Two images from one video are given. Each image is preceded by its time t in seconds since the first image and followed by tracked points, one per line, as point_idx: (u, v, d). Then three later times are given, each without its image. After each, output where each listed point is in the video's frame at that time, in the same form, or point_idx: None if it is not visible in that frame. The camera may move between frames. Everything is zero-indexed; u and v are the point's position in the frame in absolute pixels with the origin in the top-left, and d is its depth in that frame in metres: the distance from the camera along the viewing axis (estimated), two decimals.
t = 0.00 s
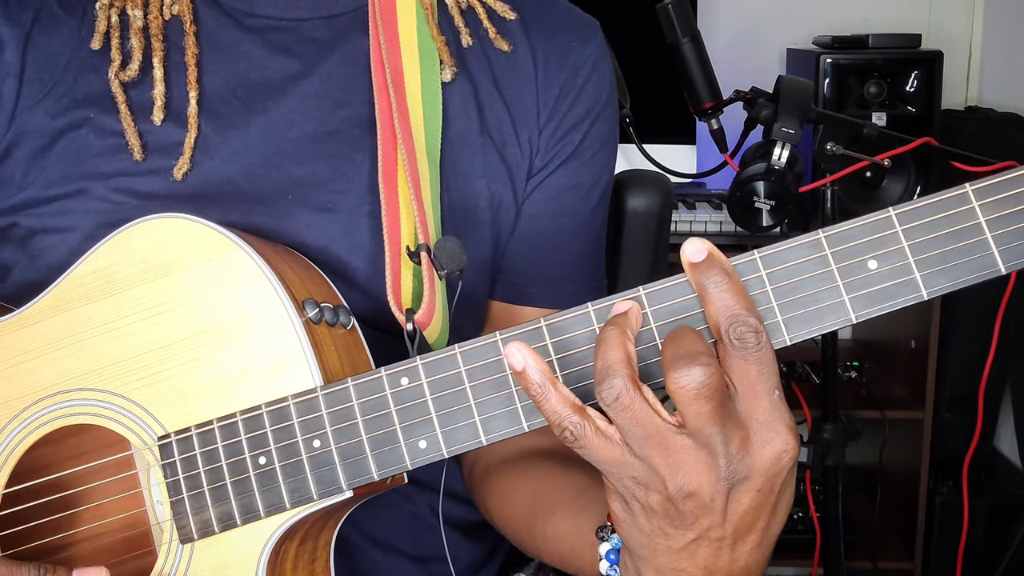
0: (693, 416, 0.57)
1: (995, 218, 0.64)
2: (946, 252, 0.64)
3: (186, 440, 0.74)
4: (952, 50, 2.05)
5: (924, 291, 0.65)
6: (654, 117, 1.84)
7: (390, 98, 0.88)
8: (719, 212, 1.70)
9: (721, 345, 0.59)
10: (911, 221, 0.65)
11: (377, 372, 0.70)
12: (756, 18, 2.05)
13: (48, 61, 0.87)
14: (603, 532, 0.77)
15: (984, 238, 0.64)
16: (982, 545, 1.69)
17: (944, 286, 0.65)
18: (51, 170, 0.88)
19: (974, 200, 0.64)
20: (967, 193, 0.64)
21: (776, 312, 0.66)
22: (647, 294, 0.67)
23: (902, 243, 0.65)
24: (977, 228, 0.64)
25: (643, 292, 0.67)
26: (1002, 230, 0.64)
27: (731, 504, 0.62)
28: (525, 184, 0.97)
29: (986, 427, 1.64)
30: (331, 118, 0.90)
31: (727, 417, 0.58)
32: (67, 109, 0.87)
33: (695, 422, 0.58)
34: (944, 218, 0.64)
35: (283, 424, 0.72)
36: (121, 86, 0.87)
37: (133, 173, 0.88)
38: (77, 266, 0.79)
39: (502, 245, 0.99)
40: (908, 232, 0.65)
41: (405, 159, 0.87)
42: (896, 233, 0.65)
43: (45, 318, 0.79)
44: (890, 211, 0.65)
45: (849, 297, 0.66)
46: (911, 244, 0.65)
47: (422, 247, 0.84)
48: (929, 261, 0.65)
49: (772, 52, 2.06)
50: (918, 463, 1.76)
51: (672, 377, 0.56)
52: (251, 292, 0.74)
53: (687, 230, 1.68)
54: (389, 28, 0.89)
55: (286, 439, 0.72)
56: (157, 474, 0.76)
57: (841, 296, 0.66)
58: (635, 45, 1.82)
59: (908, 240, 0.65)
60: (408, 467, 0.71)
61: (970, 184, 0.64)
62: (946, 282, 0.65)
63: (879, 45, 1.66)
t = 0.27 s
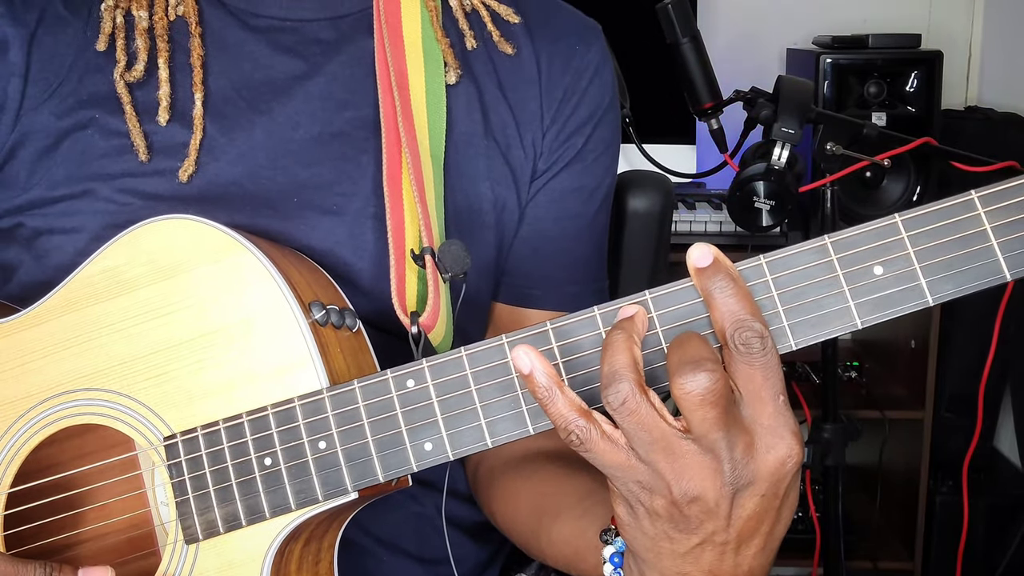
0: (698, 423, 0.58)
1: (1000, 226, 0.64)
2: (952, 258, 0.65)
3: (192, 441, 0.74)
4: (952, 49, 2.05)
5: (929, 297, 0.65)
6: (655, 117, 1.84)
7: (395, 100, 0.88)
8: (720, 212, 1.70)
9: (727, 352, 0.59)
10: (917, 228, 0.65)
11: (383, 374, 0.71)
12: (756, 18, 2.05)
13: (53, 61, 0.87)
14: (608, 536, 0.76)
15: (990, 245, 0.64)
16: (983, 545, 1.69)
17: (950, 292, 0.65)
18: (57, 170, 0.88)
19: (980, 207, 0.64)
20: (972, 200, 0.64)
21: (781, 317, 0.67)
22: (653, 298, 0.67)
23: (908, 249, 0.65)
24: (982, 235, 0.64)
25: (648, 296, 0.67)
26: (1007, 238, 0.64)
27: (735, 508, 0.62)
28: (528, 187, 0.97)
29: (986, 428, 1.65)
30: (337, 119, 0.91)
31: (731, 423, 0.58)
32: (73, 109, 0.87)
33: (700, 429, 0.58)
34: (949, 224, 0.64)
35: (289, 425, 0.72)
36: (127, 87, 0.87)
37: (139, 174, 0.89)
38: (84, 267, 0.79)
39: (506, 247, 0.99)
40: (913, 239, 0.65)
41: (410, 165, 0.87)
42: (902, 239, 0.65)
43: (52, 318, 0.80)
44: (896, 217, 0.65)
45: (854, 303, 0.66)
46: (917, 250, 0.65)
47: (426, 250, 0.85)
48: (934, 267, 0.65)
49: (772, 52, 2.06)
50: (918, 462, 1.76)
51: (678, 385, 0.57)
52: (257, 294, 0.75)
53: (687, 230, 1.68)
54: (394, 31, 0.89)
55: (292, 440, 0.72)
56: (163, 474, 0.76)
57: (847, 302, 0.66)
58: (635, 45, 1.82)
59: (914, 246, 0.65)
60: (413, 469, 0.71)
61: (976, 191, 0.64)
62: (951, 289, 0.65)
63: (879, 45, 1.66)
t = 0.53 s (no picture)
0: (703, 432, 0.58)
1: (1005, 235, 0.65)
2: (957, 267, 0.65)
3: (197, 442, 0.74)
4: (952, 49, 2.05)
5: (934, 306, 0.66)
6: (655, 117, 1.85)
7: (400, 106, 0.89)
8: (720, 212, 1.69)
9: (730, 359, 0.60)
10: (923, 237, 0.65)
11: (390, 377, 0.71)
12: (756, 18, 2.05)
13: (58, 59, 0.87)
14: (613, 538, 0.78)
15: (996, 254, 0.65)
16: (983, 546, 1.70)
17: (955, 301, 0.66)
18: (63, 169, 0.88)
19: (986, 216, 0.65)
20: (979, 210, 0.64)
21: (788, 324, 0.67)
22: (659, 304, 0.67)
23: (914, 258, 0.65)
24: (988, 244, 0.65)
25: (655, 301, 0.67)
26: (1012, 248, 0.65)
27: (740, 515, 0.62)
28: (533, 191, 0.98)
29: (985, 427, 1.65)
30: (342, 120, 0.91)
31: (736, 431, 0.59)
32: (78, 108, 0.87)
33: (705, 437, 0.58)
34: (955, 234, 0.65)
35: (294, 427, 0.72)
36: (134, 90, 0.87)
37: (145, 173, 0.89)
38: (90, 267, 0.79)
39: (510, 250, 0.99)
40: (920, 247, 0.65)
41: (415, 169, 0.87)
42: (908, 248, 0.65)
43: (56, 317, 0.80)
44: (903, 225, 0.65)
45: (860, 311, 0.66)
46: (923, 259, 0.65)
47: (431, 253, 0.85)
48: (941, 276, 0.65)
49: (772, 53, 2.06)
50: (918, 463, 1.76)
51: (682, 395, 0.57)
52: (263, 296, 0.75)
53: (687, 230, 1.67)
54: (400, 36, 0.89)
55: (297, 442, 0.72)
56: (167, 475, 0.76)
57: (853, 310, 0.66)
58: (635, 45, 1.82)
59: (920, 255, 0.65)
60: (418, 472, 0.71)
61: (982, 201, 0.65)
62: (957, 297, 0.66)
63: (878, 45, 1.66)
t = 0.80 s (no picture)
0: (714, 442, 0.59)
1: (1017, 243, 0.64)
2: (969, 275, 0.64)
3: (203, 445, 0.74)
4: (952, 49, 2.04)
5: (946, 314, 0.65)
6: (655, 117, 1.84)
7: (401, 103, 0.88)
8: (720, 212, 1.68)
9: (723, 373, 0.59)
10: (935, 244, 0.65)
11: (397, 381, 0.70)
12: (756, 17, 2.04)
13: (60, 54, 0.86)
14: (622, 539, 0.77)
15: (1009, 263, 0.64)
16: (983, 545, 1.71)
17: (966, 309, 0.65)
18: (65, 165, 0.88)
19: (999, 224, 0.64)
20: (991, 217, 0.64)
21: (799, 331, 0.66)
22: (670, 310, 0.67)
23: (927, 266, 0.65)
24: (1001, 252, 0.64)
25: (665, 308, 0.67)
26: None
27: (751, 523, 0.62)
28: (538, 187, 0.97)
29: (984, 428, 1.66)
30: (346, 117, 0.90)
31: (747, 442, 0.59)
32: (79, 103, 0.87)
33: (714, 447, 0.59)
34: (967, 241, 0.64)
35: (300, 431, 0.72)
36: (135, 93, 0.86)
37: (147, 169, 0.88)
38: (94, 267, 0.79)
39: (515, 249, 0.99)
40: (932, 255, 0.65)
41: (417, 169, 0.87)
42: (920, 255, 0.65)
43: (60, 319, 0.79)
44: (915, 232, 0.64)
45: (872, 318, 0.66)
46: (936, 266, 0.65)
47: (434, 254, 0.85)
48: (952, 284, 0.65)
49: (772, 52, 2.06)
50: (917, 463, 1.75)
51: (694, 405, 0.58)
52: (268, 298, 0.74)
53: (686, 230, 1.66)
54: (400, 33, 0.89)
55: (304, 446, 0.72)
56: (172, 477, 0.76)
57: (865, 317, 0.66)
58: (635, 45, 1.82)
59: (932, 263, 0.65)
60: (425, 477, 0.71)
61: (995, 208, 0.64)
62: (968, 305, 0.65)
63: (878, 45, 1.65)
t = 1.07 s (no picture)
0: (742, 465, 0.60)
1: None
2: (983, 297, 0.64)
3: (206, 454, 0.74)
4: (952, 49, 2.04)
5: (959, 336, 0.65)
6: (655, 117, 1.83)
7: (403, 110, 0.87)
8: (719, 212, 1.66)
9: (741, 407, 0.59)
10: (949, 266, 0.64)
11: (403, 394, 0.70)
12: (756, 17, 2.04)
13: (60, 52, 0.86)
14: (636, 544, 0.77)
15: None
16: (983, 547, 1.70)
17: (979, 331, 0.65)
18: (65, 164, 0.87)
19: (1013, 245, 0.63)
20: (1007, 239, 0.63)
21: (810, 352, 0.66)
22: (679, 326, 0.67)
23: (940, 288, 0.64)
24: (1015, 274, 0.63)
25: (675, 324, 0.67)
26: None
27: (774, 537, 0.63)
28: (541, 187, 0.97)
29: (984, 427, 1.65)
30: (348, 118, 0.90)
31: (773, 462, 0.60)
32: (80, 101, 0.86)
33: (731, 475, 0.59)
34: (981, 263, 0.64)
35: (305, 442, 0.72)
36: (136, 93, 0.86)
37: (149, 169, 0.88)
38: (97, 273, 0.79)
39: (518, 250, 0.98)
40: (946, 276, 0.64)
41: (420, 178, 0.86)
42: (934, 276, 0.64)
43: (62, 324, 0.79)
44: (928, 253, 0.64)
45: (883, 340, 0.65)
46: (949, 288, 0.64)
47: (436, 262, 0.85)
48: (965, 307, 0.64)
49: (772, 52, 2.05)
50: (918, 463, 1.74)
51: (721, 428, 0.59)
52: (273, 306, 0.74)
53: (686, 230, 1.64)
54: (400, 39, 0.88)
55: (308, 458, 0.72)
56: (174, 486, 0.75)
57: (876, 339, 0.65)
58: (635, 43, 1.81)
59: (946, 285, 0.64)
60: (431, 491, 0.71)
61: (1011, 230, 0.63)
62: (981, 328, 0.64)
63: (878, 45, 1.64)
